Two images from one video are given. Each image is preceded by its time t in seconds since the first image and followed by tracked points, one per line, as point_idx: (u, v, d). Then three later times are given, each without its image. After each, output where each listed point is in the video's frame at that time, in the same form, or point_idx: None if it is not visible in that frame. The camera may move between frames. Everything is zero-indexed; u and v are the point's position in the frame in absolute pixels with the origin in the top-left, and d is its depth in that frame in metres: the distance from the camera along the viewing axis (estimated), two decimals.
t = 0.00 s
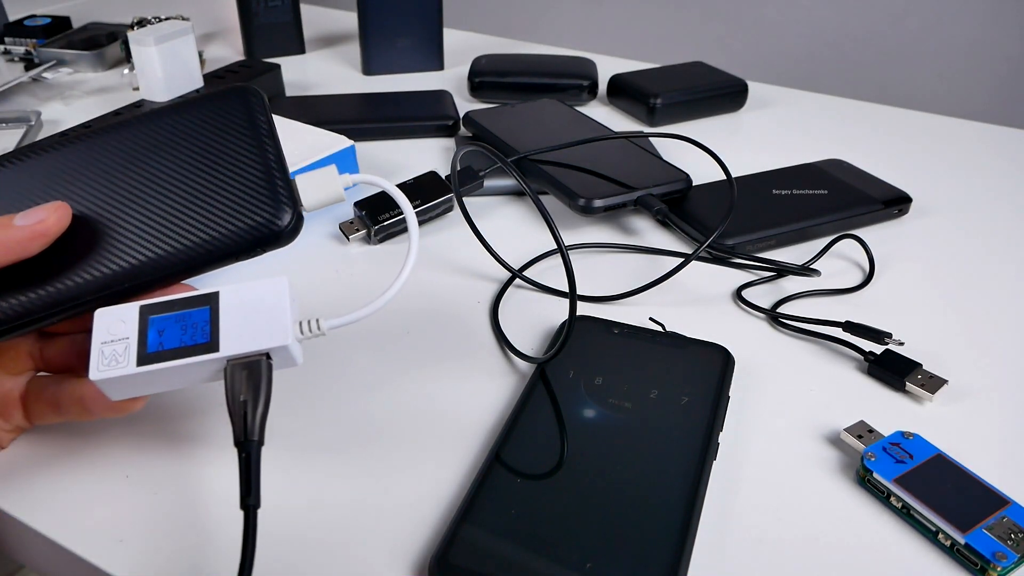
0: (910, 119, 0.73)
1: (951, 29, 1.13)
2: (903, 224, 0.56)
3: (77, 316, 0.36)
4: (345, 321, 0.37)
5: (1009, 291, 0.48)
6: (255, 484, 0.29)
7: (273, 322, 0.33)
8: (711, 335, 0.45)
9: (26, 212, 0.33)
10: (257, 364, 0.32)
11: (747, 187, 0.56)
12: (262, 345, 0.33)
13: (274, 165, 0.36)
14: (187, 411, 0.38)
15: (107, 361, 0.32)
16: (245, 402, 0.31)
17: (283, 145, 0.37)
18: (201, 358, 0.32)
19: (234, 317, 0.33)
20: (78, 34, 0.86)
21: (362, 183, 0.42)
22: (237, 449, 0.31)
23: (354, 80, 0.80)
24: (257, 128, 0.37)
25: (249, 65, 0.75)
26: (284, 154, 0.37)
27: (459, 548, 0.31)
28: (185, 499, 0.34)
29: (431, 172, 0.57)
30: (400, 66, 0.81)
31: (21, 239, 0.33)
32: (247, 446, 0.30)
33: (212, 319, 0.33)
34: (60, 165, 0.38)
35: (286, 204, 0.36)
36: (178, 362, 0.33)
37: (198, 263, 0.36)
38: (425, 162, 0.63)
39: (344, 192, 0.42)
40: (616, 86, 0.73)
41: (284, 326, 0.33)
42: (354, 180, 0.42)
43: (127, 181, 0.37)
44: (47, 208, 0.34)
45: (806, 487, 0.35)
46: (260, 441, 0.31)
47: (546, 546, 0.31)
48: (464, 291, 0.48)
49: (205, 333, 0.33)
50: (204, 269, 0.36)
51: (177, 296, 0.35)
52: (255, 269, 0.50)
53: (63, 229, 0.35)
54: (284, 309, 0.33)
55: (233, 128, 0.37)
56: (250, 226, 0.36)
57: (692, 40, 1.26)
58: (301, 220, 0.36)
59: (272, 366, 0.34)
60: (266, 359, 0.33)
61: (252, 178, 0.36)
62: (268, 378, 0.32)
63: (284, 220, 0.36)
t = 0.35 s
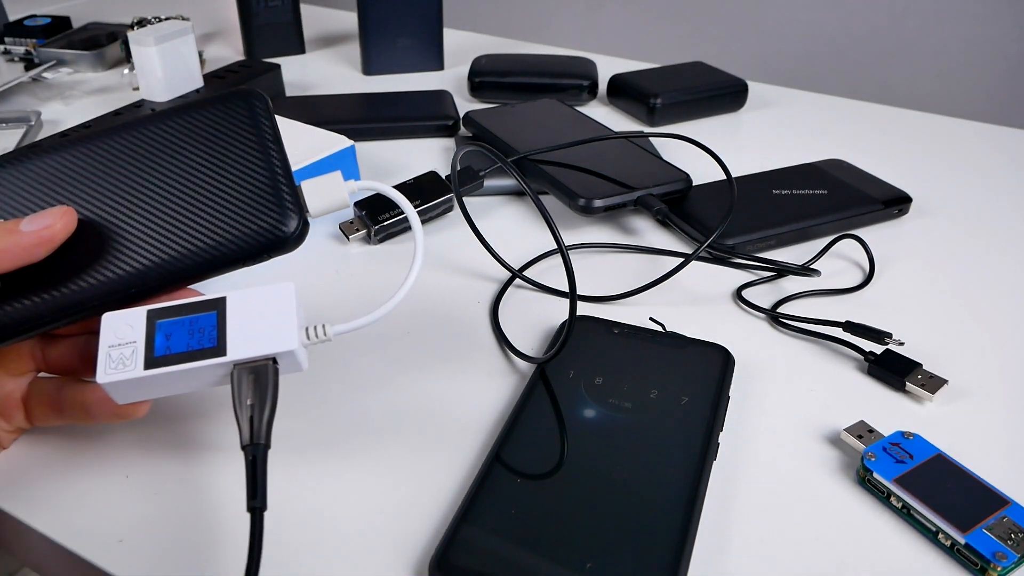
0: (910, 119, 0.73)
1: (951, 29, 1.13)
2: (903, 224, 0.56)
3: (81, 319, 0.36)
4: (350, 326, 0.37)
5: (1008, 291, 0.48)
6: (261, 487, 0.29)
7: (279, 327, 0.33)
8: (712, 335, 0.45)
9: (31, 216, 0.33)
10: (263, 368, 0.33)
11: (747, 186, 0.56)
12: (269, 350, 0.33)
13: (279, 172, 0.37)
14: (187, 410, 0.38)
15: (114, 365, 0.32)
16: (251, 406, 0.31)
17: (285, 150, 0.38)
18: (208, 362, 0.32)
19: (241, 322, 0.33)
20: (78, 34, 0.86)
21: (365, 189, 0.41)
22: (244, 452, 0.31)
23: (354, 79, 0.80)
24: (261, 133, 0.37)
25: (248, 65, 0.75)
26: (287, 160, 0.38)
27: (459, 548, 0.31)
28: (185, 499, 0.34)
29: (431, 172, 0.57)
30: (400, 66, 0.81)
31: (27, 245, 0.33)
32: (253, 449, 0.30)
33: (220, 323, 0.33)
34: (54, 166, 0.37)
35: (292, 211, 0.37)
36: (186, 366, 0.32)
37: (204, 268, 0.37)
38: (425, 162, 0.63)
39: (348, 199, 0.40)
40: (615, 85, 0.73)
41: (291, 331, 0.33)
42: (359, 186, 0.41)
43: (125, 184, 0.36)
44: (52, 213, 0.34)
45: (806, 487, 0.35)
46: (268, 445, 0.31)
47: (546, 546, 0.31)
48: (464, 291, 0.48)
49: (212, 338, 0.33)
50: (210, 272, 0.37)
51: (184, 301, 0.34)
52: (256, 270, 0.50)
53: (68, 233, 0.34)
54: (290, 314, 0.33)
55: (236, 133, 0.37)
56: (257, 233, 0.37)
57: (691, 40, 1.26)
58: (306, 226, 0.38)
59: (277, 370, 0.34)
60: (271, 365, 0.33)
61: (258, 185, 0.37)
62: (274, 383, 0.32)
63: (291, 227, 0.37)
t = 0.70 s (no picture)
0: (910, 119, 0.73)
1: (951, 29, 1.13)
2: (903, 223, 0.56)
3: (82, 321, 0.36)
4: (350, 328, 0.37)
5: (1007, 291, 0.48)
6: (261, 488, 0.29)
7: (279, 328, 0.33)
8: (712, 335, 0.45)
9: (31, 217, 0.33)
10: (262, 370, 0.33)
11: (747, 186, 0.56)
12: (268, 351, 0.33)
13: (278, 172, 0.37)
14: (187, 411, 0.38)
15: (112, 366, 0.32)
16: (250, 407, 0.31)
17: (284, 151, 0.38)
18: (207, 363, 0.32)
19: (240, 323, 0.33)
20: (78, 34, 0.86)
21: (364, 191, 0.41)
22: (243, 453, 0.31)
23: (354, 79, 0.80)
24: (258, 134, 0.37)
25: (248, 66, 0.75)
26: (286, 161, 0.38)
27: (458, 548, 0.31)
28: (185, 500, 0.34)
29: (431, 172, 0.57)
30: (400, 66, 0.81)
31: (26, 247, 0.33)
32: (253, 450, 0.30)
33: (219, 324, 0.33)
34: (48, 166, 0.36)
35: (291, 211, 0.37)
36: (185, 367, 0.32)
37: (203, 269, 0.37)
38: (425, 162, 0.63)
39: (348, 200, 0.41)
40: (616, 85, 0.73)
41: (290, 332, 0.33)
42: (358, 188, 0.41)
43: (121, 184, 0.36)
44: (51, 214, 0.33)
45: (806, 487, 0.35)
46: (267, 445, 0.31)
47: (545, 546, 0.31)
48: (464, 291, 0.48)
49: (211, 339, 0.33)
50: (209, 273, 0.37)
51: (183, 303, 0.34)
52: (256, 270, 0.50)
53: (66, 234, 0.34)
54: (290, 316, 0.33)
55: (234, 134, 0.37)
56: (256, 234, 0.37)
57: (692, 39, 1.26)
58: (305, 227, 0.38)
59: (277, 371, 0.34)
60: (271, 366, 0.33)
61: (257, 186, 0.37)
62: (273, 384, 0.32)
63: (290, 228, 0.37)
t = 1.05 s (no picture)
0: (910, 119, 0.73)
1: (951, 29, 1.13)
2: (903, 224, 0.56)
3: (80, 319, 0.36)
4: (350, 327, 0.37)
5: (1007, 291, 0.49)
6: (260, 488, 0.29)
7: (278, 327, 0.33)
8: (712, 335, 0.45)
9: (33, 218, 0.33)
10: (261, 368, 0.32)
11: (747, 186, 0.56)
12: (267, 350, 0.33)
13: (277, 171, 0.37)
14: (186, 411, 0.38)
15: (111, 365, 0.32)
16: (250, 406, 0.31)
17: (284, 150, 0.38)
18: (207, 362, 0.32)
19: (239, 322, 0.33)
20: (78, 34, 0.86)
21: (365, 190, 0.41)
22: (243, 452, 0.31)
23: (354, 79, 0.80)
24: (258, 134, 0.37)
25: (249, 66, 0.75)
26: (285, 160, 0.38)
27: (458, 549, 0.31)
28: (186, 500, 0.34)
29: (431, 172, 0.57)
30: (400, 67, 0.81)
31: (27, 246, 0.33)
32: (252, 449, 0.30)
33: (218, 323, 0.33)
34: (45, 166, 0.36)
35: (290, 210, 0.37)
36: (185, 366, 0.32)
37: (202, 268, 0.37)
38: (425, 162, 0.63)
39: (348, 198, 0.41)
40: (616, 85, 0.73)
41: (289, 331, 0.33)
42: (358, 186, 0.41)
43: (120, 183, 0.36)
44: (52, 214, 0.33)
45: (806, 487, 0.35)
46: (266, 445, 0.31)
47: (545, 546, 0.31)
48: (464, 291, 0.48)
49: (210, 338, 0.33)
50: (208, 272, 0.37)
51: (183, 302, 0.34)
52: (256, 271, 0.50)
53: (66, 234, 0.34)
54: (289, 315, 0.33)
55: (233, 133, 0.37)
56: (256, 233, 0.37)
57: (692, 40, 1.26)
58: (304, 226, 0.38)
59: (277, 370, 0.34)
60: (270, 364, 0.33)
61: (256, 185, 0.37)
62: (273, 383, 0.32)
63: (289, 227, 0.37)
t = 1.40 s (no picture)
0: (909, 119, 0.73)
1: (951, 29, 1.13)
2: (903, 224, 0.56)
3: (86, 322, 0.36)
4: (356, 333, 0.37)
5: (1007, 291, 0.49)
6: (263, 492, 0.29)
7: (283, 333, 0.33)
8: (712, 335, 0.45)
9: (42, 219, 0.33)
10: (266, 373, 0.32)
11: (747, 186, 0.56)
12: (272, 355, 0.33)
13: (285, 176, 0.37)
14: (188, 412, 0.38)
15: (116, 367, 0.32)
16: (254, 411, 0.31)
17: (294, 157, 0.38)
18: (212, 366, 0.32)
19: (244, 327, 0.33)
20: (78, 34, 0.86)
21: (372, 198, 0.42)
22: (246, 457, 0.31)
23: (354, 79, 0.80)
24: (268, 139, 0.37)
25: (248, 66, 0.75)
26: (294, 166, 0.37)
27: (459, 549, 0.31)
28: (187, 500, 0.34)
29: (431, 172, 0.57)
30: (400, 67, 0.81)
31: (35, 247, 0.33)
32: (256, 454, 0.30)
33: (224, 327, 0.33)
34: (61, 170, 0.37)
35: (298, 215, 0.36)
36: (190, 370, 0.32)
37: (208, 273, 0.36)
38: (425, 162, 0.63)
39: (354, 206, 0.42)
40: (616, 85, 0.73)
41: (295, 336, 0.33)
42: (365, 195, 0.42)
43: (132, 187, 0.37)
44: (60, 215, 0.34)
45: (806, 488, 0.35)
46: (270, 450, 0.31)
47: (545, 546, 0.31)
48: (464, 291, 0.48)
49: (216, 342, 0.33)
50: (214, 279, 0.36)
51: (188, 306, 0.34)
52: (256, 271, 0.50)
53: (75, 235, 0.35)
54: (295, 321, 0.33)
55: (243, 139, 0.37)
56: (262, 237, 0.36)
57: (691, 40, 1.26)
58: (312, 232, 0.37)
59: (281, 375, 0.34)
60: (276, 369, 0.33)
61: (264, 190, 0.37)
62: (278, 388, 0.32)
63: (295, 232, 0.36)
